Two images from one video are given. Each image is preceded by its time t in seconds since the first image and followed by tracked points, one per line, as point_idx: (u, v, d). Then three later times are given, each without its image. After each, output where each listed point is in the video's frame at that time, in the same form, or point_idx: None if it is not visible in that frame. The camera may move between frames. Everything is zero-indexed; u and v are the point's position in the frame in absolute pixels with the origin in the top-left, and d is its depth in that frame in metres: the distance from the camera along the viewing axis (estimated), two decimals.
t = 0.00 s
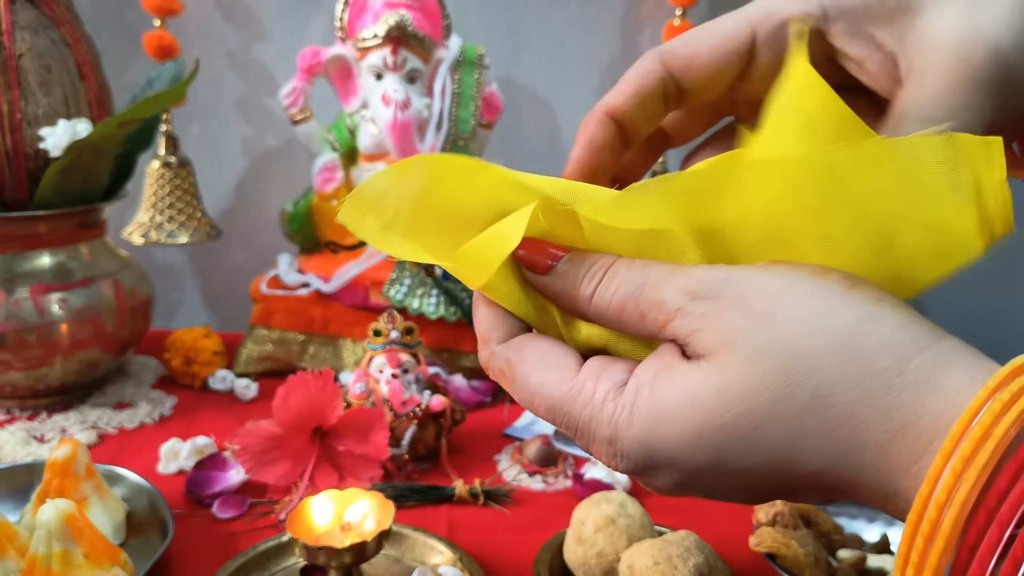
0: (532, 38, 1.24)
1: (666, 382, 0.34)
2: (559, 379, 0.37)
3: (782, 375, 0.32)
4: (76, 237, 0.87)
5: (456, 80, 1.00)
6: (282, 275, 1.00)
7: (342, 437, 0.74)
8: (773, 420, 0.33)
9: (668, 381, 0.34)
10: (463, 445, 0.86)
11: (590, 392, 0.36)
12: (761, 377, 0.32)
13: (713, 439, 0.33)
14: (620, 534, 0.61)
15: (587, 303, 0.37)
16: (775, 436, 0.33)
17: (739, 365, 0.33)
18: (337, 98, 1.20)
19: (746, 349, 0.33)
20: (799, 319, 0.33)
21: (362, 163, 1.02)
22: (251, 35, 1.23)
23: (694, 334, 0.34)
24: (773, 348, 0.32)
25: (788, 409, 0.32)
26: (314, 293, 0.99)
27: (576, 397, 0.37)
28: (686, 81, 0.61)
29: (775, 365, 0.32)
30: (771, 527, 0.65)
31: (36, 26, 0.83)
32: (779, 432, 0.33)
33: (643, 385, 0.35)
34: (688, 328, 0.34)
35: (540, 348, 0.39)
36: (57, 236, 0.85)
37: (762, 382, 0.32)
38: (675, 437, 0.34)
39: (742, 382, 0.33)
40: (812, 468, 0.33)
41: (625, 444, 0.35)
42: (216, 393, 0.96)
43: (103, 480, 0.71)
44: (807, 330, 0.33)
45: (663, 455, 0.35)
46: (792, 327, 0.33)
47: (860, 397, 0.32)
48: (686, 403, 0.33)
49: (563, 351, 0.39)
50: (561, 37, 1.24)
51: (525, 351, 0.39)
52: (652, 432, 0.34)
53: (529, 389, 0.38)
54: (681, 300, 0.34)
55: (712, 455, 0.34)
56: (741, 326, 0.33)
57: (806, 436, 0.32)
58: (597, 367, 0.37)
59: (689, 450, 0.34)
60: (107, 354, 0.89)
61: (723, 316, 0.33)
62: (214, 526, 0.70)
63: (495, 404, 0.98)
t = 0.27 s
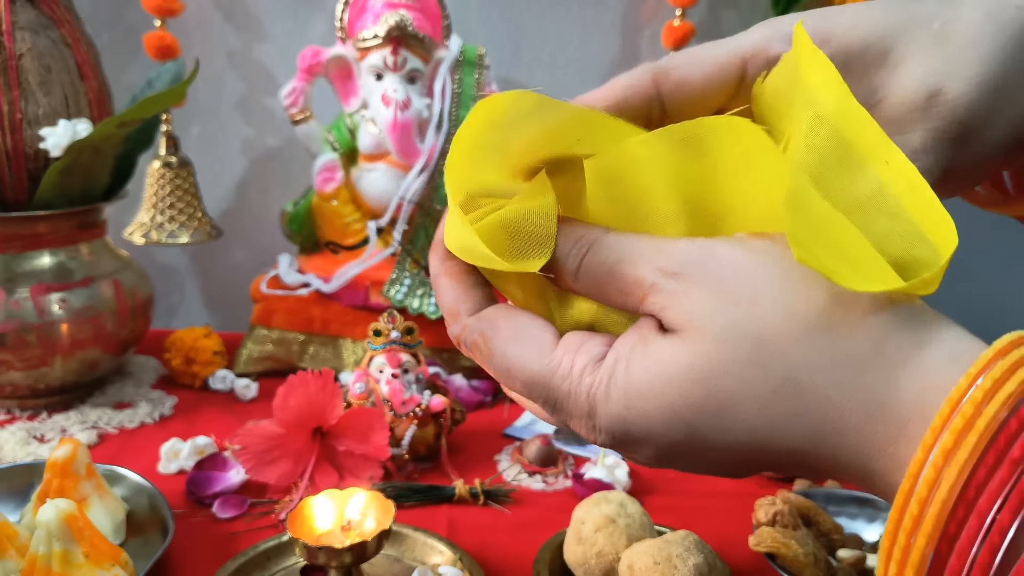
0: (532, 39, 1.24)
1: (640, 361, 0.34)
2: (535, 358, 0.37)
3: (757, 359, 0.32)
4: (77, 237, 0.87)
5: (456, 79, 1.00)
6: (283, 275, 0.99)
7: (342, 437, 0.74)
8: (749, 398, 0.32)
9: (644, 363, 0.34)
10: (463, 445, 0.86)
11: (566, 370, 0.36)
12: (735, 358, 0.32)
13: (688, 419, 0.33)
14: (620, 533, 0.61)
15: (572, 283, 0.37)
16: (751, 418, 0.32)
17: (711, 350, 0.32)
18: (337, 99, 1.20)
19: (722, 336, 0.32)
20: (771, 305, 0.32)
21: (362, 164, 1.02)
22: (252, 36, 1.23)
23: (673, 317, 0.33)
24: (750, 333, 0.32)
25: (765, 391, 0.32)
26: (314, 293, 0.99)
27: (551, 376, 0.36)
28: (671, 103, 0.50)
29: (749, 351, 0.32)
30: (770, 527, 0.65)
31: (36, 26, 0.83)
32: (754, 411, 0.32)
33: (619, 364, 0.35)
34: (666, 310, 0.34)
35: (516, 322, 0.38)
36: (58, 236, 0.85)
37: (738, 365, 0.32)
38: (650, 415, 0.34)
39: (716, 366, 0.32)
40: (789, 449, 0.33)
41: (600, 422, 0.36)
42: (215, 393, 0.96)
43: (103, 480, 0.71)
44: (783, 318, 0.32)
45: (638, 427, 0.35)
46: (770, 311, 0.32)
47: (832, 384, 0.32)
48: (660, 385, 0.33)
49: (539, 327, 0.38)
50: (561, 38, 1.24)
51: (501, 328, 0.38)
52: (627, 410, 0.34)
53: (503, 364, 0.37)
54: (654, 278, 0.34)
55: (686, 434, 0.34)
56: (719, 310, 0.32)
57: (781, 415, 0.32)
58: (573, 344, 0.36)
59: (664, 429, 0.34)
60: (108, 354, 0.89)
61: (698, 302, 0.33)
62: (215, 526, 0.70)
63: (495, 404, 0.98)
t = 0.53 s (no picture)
0: (532, 39, 1.24)
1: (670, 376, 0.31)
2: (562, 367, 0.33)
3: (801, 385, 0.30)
4: (77, 237, 0.87)
5: (456, 80, 1.00)
6: (283, 275, 0.99)
7: (342, 436, 0.74)
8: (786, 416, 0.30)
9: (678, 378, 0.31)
10: (463, 445, 0.86)
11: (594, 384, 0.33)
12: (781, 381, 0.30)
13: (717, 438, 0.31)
14: (619, 533, 0.61)
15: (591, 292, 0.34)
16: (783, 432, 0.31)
17: (758, 369, 0.30)
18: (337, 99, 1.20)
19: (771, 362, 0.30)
20: (829, 330, 0.29)
21: (362, 164, 1.02)
22: (251, 36, 1.23)
23: (718, 340, 0.30)
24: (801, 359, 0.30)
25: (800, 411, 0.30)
26: (314, 293, 0.99)
27: (574, 390, 0.33)
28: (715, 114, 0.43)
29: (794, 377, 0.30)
30: (770, 527, 0.65)
31: (36, 26, 0.83)
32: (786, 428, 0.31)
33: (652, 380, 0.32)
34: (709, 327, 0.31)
35: (542, 322, 0.34)
36: (58, 236, 0.85)
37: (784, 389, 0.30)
38: (681, 435, 0.31)
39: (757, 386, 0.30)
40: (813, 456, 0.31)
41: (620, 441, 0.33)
42: (216, 393, 0.96)
43: (104, 480, 0.71)
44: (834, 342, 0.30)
45: (663, 446, 0.32)
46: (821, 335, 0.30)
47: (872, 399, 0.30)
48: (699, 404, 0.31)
49: (571, 327, 0.34)
50: (561, 38, 1.24)
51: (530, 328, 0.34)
52: (657, 431, 0.32)
53: (533, 364, 0.34)
54: (679, 293, 0.31)
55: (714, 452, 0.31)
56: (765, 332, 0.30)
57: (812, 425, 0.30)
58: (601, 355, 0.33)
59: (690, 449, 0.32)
60: (108, 354, 0.89)
61: (753, 327, 0.30)
62: (214, 526, 0.70)
63: (495, 404, 0.98)
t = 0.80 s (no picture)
0: (532, 40, 1.24)
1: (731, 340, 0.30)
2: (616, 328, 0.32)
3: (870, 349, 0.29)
4: (77, 237, 0.87)
5: (456, 80, 1.00)
6: (283, 275, 0.99)
7: (342, 436, 0.74)
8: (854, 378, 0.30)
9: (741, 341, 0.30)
10: (463, 445, 0.86)
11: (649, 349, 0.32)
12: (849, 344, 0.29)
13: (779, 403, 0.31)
14: (619, 533, 0.61)
15: (644, 264, 0.31)
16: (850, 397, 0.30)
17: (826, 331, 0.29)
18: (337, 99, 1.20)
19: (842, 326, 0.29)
20: (897, 295, 0.29)
21: (362, 163, 1.02)
22: (251, 36, 1.23)
23: (786, 305, 0.29)
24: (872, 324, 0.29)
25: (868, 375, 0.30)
26: (314, 293, 0.99)
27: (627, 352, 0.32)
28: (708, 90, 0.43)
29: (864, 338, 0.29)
30: (771, 527, 0.65)
31: (36, 26, 0.83)
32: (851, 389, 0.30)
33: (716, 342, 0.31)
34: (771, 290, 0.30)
35: (590, 289, 0.33)
36: (58, 236, 0.85)
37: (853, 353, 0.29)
38: (744, 397, 0.31)
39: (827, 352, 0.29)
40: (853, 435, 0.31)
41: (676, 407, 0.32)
42: (216, 393, 0.96)
43: (104, 480, 0.71)
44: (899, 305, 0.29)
45: (720, 405, 0.31)
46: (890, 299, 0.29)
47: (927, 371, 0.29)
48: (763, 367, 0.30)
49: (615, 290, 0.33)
50: (561, 38, 1.24)
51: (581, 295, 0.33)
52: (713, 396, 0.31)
53: (567, 314, 0.34)
54: (769, 271, 0.29)
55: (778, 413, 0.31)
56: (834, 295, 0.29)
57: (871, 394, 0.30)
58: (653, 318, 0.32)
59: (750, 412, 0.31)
60: (108, 354, 0.89)
61: (824, 291, 0.29)
62: (214, 526, 0.70)
63: (495, 404, 0.98)
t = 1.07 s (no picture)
0: (532, 42, 1.25)
1: (878, 289, 0.28)
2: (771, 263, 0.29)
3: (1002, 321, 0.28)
4: (81, 237, 0.88)
5: (456, 82, 1.01)
6: (285, 276, 1.00)
7: (343, 435, 0.74)
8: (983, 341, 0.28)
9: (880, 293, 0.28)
10: (464, 444, 0.87)
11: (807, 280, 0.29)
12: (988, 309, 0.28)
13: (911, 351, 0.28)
14: (619, 530, 0.62)
15: (786, 233, 0.30)
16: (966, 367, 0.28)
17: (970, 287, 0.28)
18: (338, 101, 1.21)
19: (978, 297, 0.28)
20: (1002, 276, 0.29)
21: (364, 165, 1.03)
22: (253, 37, 1.23)
23: (907, 258, 0.29)
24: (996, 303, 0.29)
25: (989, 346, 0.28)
26: (316, 293, 1.00)
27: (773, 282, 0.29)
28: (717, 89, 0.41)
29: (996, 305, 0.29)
30: (768, 525, 0.66)
31: (40, 28, 0.84)
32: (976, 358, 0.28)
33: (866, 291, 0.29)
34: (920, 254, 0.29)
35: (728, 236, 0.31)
36: (62, 236, 0.86)
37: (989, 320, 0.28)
38: (879, 339, 0.28)
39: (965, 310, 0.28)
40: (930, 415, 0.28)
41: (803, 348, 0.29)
42: (219, 392, 0.97)
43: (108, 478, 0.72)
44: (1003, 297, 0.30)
45: (847, 341, 0.28)
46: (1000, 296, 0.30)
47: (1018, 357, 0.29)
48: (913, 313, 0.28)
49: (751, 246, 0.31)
50: (561, 39, 1.25)
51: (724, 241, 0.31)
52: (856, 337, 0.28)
53: (683, 254, 0.30)
54: (920, 246, 0.29)
55: (906, 370, 0.28)
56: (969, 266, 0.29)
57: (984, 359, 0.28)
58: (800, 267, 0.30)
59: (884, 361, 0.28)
60: (112, 354, 0.89)
61: (974, 264, 0.29)
62: (218, 524, 0.70)
63: (495, 403, 0.99)
